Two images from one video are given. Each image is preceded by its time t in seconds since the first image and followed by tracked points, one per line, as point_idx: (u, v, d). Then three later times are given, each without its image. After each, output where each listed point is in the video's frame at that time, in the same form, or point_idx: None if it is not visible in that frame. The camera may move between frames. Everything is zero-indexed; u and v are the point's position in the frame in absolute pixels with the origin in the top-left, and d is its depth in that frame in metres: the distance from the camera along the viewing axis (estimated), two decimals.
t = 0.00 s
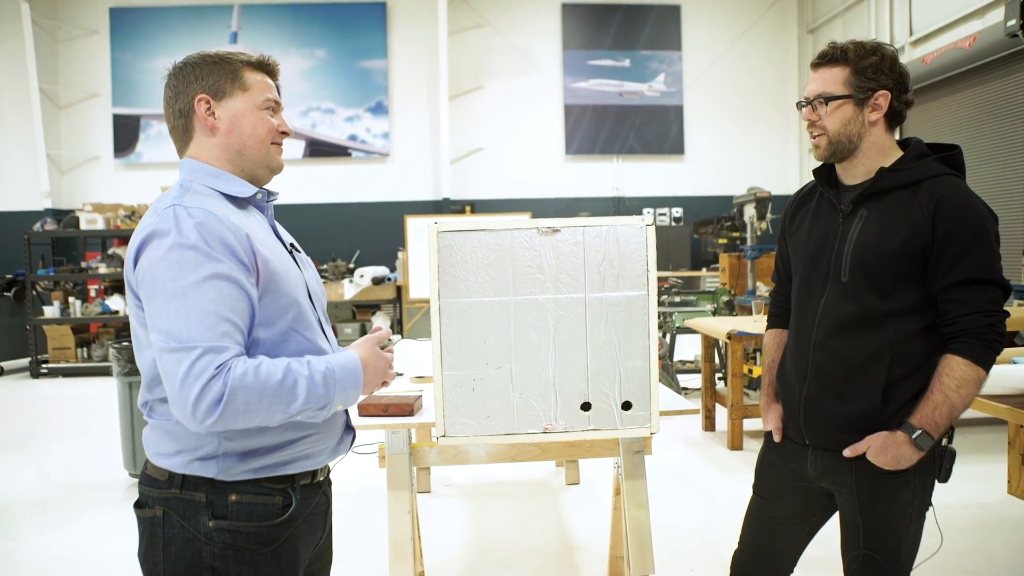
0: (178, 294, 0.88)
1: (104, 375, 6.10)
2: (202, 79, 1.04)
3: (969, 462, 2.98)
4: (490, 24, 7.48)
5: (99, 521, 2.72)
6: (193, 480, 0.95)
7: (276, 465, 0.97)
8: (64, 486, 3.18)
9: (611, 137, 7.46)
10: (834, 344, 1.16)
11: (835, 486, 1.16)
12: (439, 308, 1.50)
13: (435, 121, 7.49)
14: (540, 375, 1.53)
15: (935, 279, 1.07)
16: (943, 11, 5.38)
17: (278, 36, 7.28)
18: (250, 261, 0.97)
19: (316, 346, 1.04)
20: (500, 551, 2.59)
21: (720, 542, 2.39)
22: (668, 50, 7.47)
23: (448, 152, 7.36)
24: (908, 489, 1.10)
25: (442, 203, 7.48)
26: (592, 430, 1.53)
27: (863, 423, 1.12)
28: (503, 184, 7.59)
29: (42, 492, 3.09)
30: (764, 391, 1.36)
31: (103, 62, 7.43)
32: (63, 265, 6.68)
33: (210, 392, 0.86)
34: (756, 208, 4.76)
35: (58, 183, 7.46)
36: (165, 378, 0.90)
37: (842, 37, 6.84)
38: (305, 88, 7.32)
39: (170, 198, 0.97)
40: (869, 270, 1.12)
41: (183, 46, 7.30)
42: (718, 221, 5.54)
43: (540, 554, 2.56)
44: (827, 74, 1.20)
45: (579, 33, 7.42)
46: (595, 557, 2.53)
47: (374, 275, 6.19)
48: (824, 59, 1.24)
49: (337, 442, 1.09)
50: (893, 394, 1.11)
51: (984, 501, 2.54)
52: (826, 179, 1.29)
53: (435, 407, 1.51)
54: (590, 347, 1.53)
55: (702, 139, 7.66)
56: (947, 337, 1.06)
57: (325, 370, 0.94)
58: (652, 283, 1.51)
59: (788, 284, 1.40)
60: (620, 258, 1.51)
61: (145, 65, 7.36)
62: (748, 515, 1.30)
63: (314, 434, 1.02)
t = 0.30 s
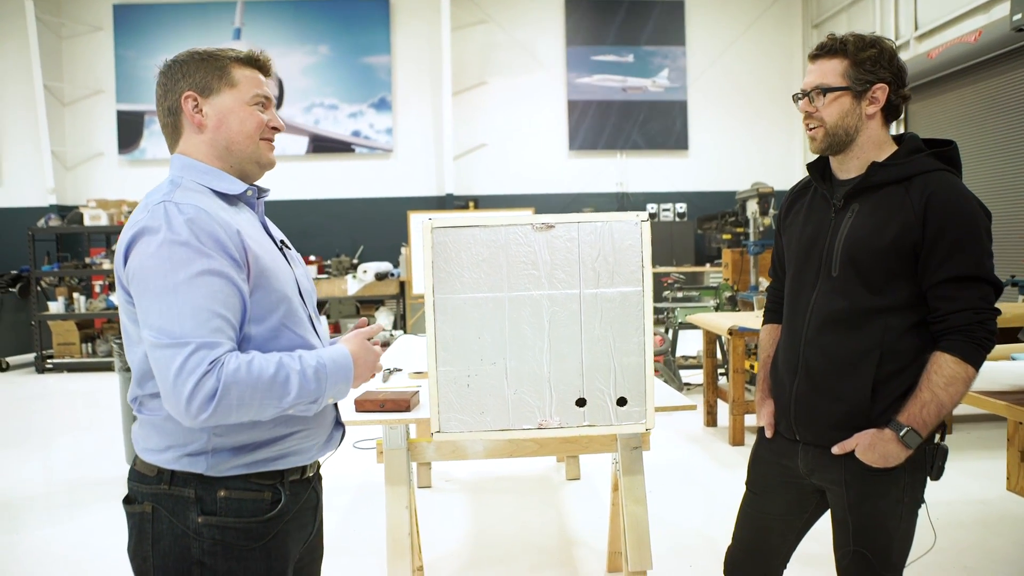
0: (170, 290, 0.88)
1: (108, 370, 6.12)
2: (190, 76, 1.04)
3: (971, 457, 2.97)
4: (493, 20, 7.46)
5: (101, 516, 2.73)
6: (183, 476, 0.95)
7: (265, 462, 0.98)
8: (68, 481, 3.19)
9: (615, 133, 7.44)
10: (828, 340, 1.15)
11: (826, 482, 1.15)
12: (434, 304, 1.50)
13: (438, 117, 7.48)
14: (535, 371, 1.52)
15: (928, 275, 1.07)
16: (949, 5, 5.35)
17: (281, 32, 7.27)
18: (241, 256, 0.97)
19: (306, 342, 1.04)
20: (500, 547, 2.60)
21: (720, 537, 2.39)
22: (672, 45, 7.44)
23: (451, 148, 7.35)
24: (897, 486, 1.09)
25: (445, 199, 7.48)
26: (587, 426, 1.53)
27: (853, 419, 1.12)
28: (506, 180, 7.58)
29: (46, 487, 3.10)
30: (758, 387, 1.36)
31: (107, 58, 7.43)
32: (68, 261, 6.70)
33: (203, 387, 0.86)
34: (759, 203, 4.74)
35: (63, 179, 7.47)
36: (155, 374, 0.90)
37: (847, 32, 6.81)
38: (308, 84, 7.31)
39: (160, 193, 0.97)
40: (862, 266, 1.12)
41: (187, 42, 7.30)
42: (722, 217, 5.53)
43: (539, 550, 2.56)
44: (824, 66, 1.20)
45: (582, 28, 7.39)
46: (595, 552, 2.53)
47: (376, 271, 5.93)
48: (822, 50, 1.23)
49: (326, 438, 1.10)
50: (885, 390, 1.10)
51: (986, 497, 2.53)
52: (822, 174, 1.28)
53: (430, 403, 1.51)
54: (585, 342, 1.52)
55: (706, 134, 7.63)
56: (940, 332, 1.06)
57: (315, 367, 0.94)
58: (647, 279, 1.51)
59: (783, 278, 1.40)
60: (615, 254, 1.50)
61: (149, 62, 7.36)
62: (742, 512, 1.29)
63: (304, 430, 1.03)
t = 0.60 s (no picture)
0: (169, 287, 0.88)
1: (116, 367, 6.16)
2: (191, 73, 1.04)
3: (978, 456, 2.95)
4: (500, 17, 7.44)
5: (108, 511, 2.75)
6: (177, 472, 0.95)
7: (261, 458, 0.98)
8: (74, 476, 3.21)
9: (622, 130, 7.41)
10: (829, 338, 1.15)
11: (825, 482, 1.15)
12: (432, 301, 1.50)
13: (444, 114, 7.48)
14: (533, 368, 1.52)
15: (927, 272, 1.06)
16: None
17: (288, 29, 7.28)
18: (238, 253, 0.97)
19: (304, 338, 1.05)
20: (503, 544, 2.60)
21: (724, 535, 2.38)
22: (679, 41, 7.40)
23: (458, 145, 7.35)
24: (897, 485, 1.09)
25: (452, 196, 7.48)
26: (585, 423, 1.53)
27: (853, 418, 1.11)
28: (512, 177, 7.58)
29: (53, 482, 3.13)
30: (757, 385, 1.35)
31: (115, 56, 7.46)
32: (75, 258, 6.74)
33: (205, 383, 0.86)
34: (765, 200, 4.72)
35: (71, 176, 7.52)
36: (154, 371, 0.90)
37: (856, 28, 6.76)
38: (315, 81, 7.33)
39: (158, 191, 0.97)
40: (862, 264, 1.11)
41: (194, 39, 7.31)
42: (730, 214, 5.52)
43: (540, 547, 2.57)
44: (822, 61, 1.19)
45: (589, 25, 7.37)
46: (597, 549, 2.53)
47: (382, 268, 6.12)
48: (820, 45, 1.22)
49: (323, 434, 1.10)
50: (885, 389, 1.10)
51: (991, 496, 2.51)
52: (821, 171, 1.27)
53: (428, 400, 1.51)
54: (583, 340, 1.52)
55: (713, 131, 7.60)
56: (940, 329, 1.05)
57: (314, 360, 0.94)
58: (646, 276, 1.50)
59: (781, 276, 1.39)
60: (614, 251, 1.50)
61: (156, 59, 7.38)
62: (740, 512, 1.29)
63: (300, 426, 1.03)
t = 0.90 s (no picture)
0: (165, 283, 0.88)
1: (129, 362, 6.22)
2: (194, 70, 1.05)
3: (991, 454, 2.91)
4: (510, 12, 7.43)
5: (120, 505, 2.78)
6: (179, 467, 0.96)
7: (262, 453, 0.99)
8: (88, 470, 3.25)
9: (633, 125, 7.38)
10: (830, 335, 1.14)
11: (826, 479, 1.14)
12: (435, 296, 1.50)
13: (455, 110, 7.48)
14: (536, 364, 1.52)
15: (927, 267, 1.05)
16: None
17: (298, 27, 7.30)
18: (234, 251, 0.98)
19: (302, 334, 1.05)
20: (510, 540, 2.60)
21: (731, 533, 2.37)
22: (690, 36, 7.35)
23: (468, 141, 7.35)
24: (899, 482, 1.08)
25: (462, 192, 7.49)
26: (588, 420, 1.52)
27: (853, 415, 1.10)
28: (523, 173, 7.56)
29: (68, 477, 3.17)
30: (758, 383, 1.34)
31: (127, 54, 7.52)
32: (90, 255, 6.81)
33: (202, 378, 0.86)
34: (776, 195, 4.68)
35: (85, 174, 7.59)
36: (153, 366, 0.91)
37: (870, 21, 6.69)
38: (326, 78, 7.34)
39: (155, 189, 0.98)
40: (862, 260, 1.10)
41: (206, 37, 7.35)
42: (741, 211, 5.49)
43: (547, 544, 2.57)
44: (821, 54, 1.18)
45: (600, 20, 7.34)
46: (604, 546, 2.53)
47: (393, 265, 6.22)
48: (819, 38, 1.22)
49: (325, 429, 1.11)
50: (886, 385, 1.09)
51: (1004, 495, 2.48)
52: (822, 166, 1.26)
53: (432, 396, 1.52)
54: (586, 337, 1.52)
55: (725, 126, 7.55)
56: (940, 325, 1.04)
57: (310, 359, 0.94)
58: (650, 272, 1.49)
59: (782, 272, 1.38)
60: (616, 247, 1.49)
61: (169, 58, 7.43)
62: (743, 510, 1.28)
63: (301, 422, 1.04)
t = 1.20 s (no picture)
0: (158, 281, 0.89)
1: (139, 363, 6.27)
2: (185, 73, 1.05)
3: (1003, 461, 2.87)
4: (521, 14, 7.44)
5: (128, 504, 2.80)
6: (169, 468, 0.97)
7: (253, 455, 1.00)
8: (98, 469, 3.28)
9: (643, 127, 7.37)
10: (829, 337, 1.12)
11: (823, 485, 1.13)
12: (435, 299, 1.50)
13: (466, 112, 7.50)
14: (535, 367, 1.51)
15: (926, 271, 1.05)
16: None
17: (309, 29, 7.34)
18: (227, 249, 0.98)
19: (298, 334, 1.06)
20: (513, 543, 2.60)
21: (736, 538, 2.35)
22: (701, 38, 7.33)
23: (479, 143, 7.36)
24: (896, 488, 1.07)
25: (473, 194, 7.50)
26: (587, 424, 1.52)
27: (852, 420, 1.09)
28: (533, 174, 7.57)
29: (78, 475, 3.20)
30: (758, 386, 1.33)
31: (141, 57, 7.60)
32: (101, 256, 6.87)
33: (197, 373, 0.87)
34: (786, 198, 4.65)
35: (99, 175, 7.67)
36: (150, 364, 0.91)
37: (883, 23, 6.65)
38: (337, 80, 7.38)
39: (150, 189, 0.99)
40: (860, 263, 1.10)
41: (218, 39, 7.40)
42: (753, 214, 5.48)
43: (551, 547, 2.56)
44: (821, 56, 1.17)
45: (611, 22, 7.33)
46: (608, 550, 2.52)
47: (404, 266, 5.86)
48: (818, 40, 1.21)
49: (319, 431, 1.11)
50: (883, 390, 1.08)
51: (1016, 502, 2.44)
52: (820, 169, 1.25)
53: (431, 399, 1.51)
54: (585, 340, 1.51)
55: (736, 128, 7.51)
56: (939, 331, 1.03)
57: (310, 345, 0.94)
58: (650, 275, 1.48)
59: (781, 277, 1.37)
60: (616, 251, 1.49)
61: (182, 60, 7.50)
62: (739, 517, 1.27)
63: (294, 423, 1.04)
